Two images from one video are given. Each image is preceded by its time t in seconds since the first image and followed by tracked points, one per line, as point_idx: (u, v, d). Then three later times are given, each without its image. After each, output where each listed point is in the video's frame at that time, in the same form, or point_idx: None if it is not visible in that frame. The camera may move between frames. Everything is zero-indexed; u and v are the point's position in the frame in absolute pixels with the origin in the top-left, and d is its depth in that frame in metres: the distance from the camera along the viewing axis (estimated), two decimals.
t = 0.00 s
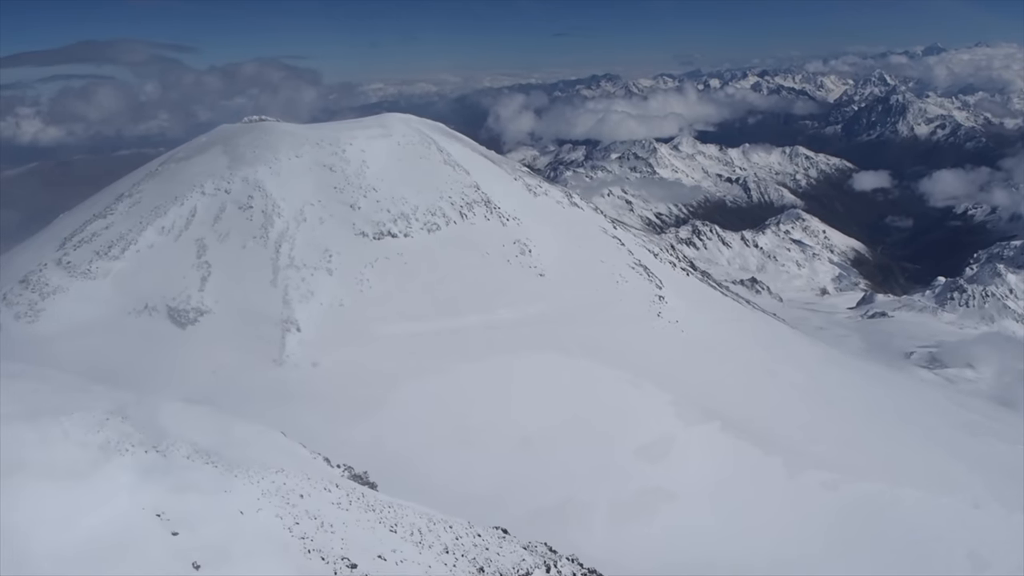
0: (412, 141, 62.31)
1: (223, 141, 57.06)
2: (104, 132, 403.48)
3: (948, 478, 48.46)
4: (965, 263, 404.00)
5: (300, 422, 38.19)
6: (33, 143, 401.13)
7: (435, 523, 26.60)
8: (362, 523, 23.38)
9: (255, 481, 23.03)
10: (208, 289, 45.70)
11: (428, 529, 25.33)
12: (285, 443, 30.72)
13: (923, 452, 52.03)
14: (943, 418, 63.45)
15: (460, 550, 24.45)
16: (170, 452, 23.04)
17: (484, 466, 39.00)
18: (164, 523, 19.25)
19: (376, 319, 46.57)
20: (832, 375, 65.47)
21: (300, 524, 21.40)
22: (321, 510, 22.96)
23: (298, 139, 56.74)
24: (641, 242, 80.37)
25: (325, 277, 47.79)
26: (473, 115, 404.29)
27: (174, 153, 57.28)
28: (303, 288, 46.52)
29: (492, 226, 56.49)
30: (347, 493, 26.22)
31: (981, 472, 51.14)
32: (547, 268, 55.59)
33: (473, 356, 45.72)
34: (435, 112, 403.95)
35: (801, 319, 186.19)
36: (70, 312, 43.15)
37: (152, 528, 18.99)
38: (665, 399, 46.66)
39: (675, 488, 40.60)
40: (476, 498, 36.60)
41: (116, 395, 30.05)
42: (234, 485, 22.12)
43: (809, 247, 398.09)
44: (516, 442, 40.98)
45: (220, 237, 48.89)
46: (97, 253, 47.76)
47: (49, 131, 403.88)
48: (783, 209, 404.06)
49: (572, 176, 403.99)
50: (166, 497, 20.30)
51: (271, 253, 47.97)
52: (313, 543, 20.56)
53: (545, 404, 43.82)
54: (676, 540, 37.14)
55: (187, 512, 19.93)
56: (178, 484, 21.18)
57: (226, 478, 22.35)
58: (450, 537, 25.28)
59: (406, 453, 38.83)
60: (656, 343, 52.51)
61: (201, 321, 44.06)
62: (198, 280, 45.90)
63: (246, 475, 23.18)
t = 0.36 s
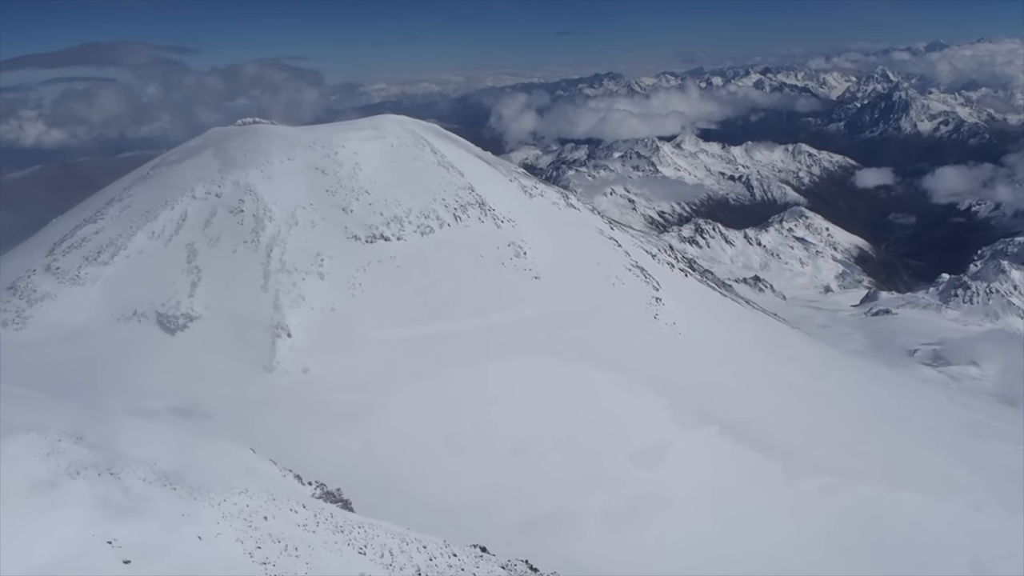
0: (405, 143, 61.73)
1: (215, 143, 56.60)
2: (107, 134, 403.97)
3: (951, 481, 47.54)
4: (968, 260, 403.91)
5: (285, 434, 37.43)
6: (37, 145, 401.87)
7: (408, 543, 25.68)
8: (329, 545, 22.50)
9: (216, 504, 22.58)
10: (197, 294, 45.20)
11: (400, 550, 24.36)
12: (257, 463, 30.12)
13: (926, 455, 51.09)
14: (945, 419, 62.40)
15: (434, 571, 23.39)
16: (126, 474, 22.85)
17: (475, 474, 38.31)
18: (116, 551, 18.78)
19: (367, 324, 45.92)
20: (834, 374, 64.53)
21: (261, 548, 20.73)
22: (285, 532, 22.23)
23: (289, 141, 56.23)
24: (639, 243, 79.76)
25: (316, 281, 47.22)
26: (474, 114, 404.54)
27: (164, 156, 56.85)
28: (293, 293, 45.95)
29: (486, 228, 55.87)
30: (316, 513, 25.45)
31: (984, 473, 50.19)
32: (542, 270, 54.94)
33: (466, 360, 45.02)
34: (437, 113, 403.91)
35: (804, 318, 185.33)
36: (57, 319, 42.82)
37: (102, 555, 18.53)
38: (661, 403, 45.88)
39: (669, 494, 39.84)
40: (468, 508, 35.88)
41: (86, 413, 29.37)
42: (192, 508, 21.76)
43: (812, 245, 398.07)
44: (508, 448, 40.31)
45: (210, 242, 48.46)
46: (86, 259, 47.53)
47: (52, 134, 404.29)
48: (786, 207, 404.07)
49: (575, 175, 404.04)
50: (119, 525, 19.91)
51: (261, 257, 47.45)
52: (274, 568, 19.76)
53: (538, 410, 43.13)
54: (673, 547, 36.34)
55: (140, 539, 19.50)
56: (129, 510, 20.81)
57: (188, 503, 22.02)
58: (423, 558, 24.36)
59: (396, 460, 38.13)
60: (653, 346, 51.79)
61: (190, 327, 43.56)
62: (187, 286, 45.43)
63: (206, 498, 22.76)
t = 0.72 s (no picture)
0: (395, 146, 61.16)
1: (202, 148, 56.04)
2: (105, 138, 404.08)
3: (950, 485, 46.69)
4: (968, 258, 403.83)
5: (267, 448, 36.73)
6: (36, 149, 402.02)
7: (375, 568, 24.87)
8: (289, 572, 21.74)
9: (168, 530, 22.10)
10: (183, 302, 44.56)
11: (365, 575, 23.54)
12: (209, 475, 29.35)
13: (925, 458, 50.26)
14: (943, 420, 61.54)
15: None
16: (72, 501, 22.46)
17: (466, 483, 37.60)
18: None
19: (356, 331, 45.26)
20: (833, 376, 63.72)
21: None
22: (242, 559, 21.56)
23: (278, 146, 55.67)
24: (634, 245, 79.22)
25: (304, 287, 46.54)
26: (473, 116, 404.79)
27: (152, 162, 56.30)
28: (281, 300, 45.26)
29: (477, 232, 55.30)
30: (278, 538, 24.68)
31: (984, 476, 49.32)
32: (534, 274, 54.30)
33: (456, 366, 44.29)
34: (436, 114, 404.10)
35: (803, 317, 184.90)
36: (41, 327, 42.26)
37: None
38: (654, 409, 45.12)
39: (661, 501, 39.07)
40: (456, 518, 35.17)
41: (50, 432, 28.98)
42: (141, 536, 21.31)
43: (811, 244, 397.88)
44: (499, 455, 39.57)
45: (197, 248, 47.86)
46: (71, 266, 47.02)
47: (51, 138, 404.42)
48: (785, 206, 403.99)
49: (574, 176, 403.96)
50: (60, 556, 19.41)
51: (248, 264, 46.82)
52: None
53: (529, 416, 42.38)
54: (665, 557, 35.53)
55: (83, 569, 19.00)
56: (70, 540, 20.37)
57: (139, 530, 21.69)
58: None
59: (383, 469, 37.43)
60: (647, 350, 51.10)
61: (175, 335, 42.87)
62: (173, 293, 44.82)
63: (157, 524, 22.33)
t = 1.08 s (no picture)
0: (383, 150, 60.64)
1: (187, 153, 55.42)
2: (103, 141, 404.14)
3: (945, 491, 46.02)
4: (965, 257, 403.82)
5: (248, 460, 36.04)
6: (31, 154, 401.71)
7: None
8: None
9: (114, 561, 21.49)
10: (165, 310, 43.91)
11: None
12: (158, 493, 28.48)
13: (920, 463, 49.63)
14: (938, 424, 60.92)
15: None
16: (13, 533, 21.91)
17: (450, 494, 36.93)
18: None
19: (342, 339, 44.67)
20: (827, 379, 63.14)
21: None
22: None
23: (263, 150, 55.09)
24: (626, 249, 78.78)
25: (289, 294, 45.97)
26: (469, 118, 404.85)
27: (136, 168, 55.70)
28: (264, 307, 44.63)
29: (465, 237, 54.88)
30: (232, 565, 23.75)
31: (979, 480, 48.63)
32: (523, 280, 53.84)
33: (442, 375, 43.69)
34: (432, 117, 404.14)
35: (799, 318, 184.56)
36: (19, 336, 41.59)
37: None
38: (644, 416, 44.47)
39: (651, 511, 38.34)
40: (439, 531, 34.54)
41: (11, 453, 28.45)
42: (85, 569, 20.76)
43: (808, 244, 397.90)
44: (485, 465, 38.95)
45: (180, 255, 47.26)
46: (52, 274, 46.39)
47: (47, 142, 404.29)
48: (782, 206, 404.03)
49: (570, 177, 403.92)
50: None
51: (232, 271, 46.19)
52: None
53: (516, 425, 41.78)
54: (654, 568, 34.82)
55: None
56: None
57: (84, 563, 21.11)
58: None
59: (366, 481, 36.71)
60: (638, 355, 50.53)
61: (157, 344, 42.21)
62: (155, 301, 44.19)
63: (103, 555, 21.73)
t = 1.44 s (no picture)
0: (369, 153, 60.09)
1: (170, 157, 54.74)
2: (98, 145, 403.92)
3: (941, 495, 45.24)
4: (962, 255, 403.73)
5: (228, 469, 35.26)
6: (27, 157, 401.14)
7: None
8: None
9: None
10: (146, 317, 43.19)
11: None
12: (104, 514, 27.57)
13: (914, 466, 48.99)
14: (932, 426, 60.35)
15: None
16: None
17: (434, 503, 36.24)
18: None
19: (326, 344, 43.98)
20: (821, 381, 62.50)
21: None
22: None
23: (247, 154, 54.44)
24: (617, 251, 78.30)
25: (272, 300, 45.30)
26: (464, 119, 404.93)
27: (119, 173, 55.00)
28: (247, 314, 43.93)
29: (451, 240, 54.45)
30: None
31: (974, 483, 47.95)
32: (510, 283, 53.36)
33: (427, 381, 43.04)
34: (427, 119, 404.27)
35: (795, 318, 184.31)
36: None
37: None
38: (634, 421, 43.76)
39: (639, 518, 37.45)
40: (420, 543, 33.83)
41: None
42: None
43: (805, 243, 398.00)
44: (469, 474, 38.30)
45: (161, 261, 46.58)
46: (31, 281, 45.64)
47: (43, 146, 404.32)
48: (778, 206, 404.09)
49: (566, 178, 403.99)
50: None
51: (215, 276, 45.48)
52: None
53: (502, 431, 41.13)
54: None
55: None
56: None
57: None
58: None
59: (348, 492, 35.88)
60: (627, 359, 49.94)
61: (137, 352, 41.47)
62: (135, 308, 43.49)
63: None
